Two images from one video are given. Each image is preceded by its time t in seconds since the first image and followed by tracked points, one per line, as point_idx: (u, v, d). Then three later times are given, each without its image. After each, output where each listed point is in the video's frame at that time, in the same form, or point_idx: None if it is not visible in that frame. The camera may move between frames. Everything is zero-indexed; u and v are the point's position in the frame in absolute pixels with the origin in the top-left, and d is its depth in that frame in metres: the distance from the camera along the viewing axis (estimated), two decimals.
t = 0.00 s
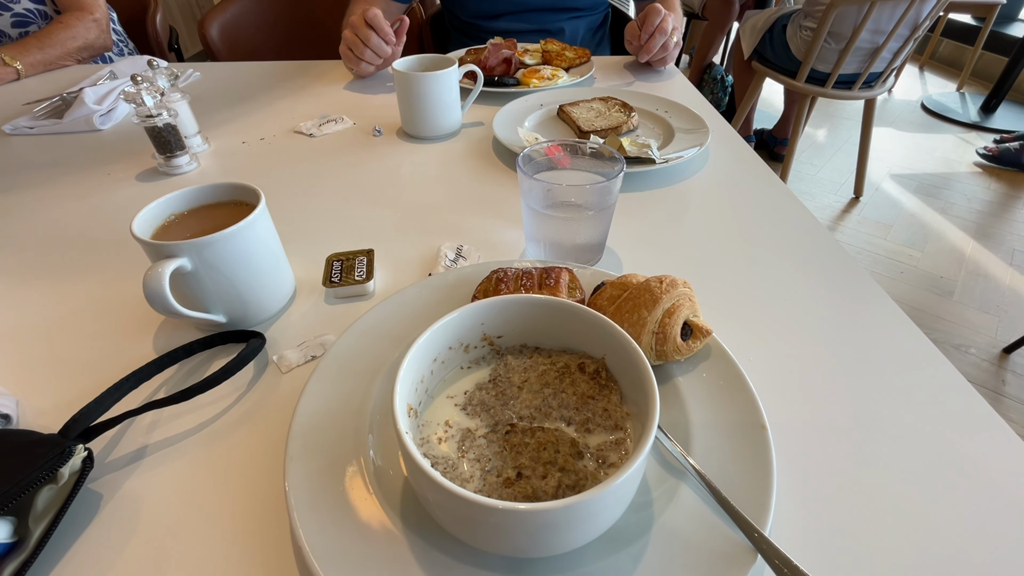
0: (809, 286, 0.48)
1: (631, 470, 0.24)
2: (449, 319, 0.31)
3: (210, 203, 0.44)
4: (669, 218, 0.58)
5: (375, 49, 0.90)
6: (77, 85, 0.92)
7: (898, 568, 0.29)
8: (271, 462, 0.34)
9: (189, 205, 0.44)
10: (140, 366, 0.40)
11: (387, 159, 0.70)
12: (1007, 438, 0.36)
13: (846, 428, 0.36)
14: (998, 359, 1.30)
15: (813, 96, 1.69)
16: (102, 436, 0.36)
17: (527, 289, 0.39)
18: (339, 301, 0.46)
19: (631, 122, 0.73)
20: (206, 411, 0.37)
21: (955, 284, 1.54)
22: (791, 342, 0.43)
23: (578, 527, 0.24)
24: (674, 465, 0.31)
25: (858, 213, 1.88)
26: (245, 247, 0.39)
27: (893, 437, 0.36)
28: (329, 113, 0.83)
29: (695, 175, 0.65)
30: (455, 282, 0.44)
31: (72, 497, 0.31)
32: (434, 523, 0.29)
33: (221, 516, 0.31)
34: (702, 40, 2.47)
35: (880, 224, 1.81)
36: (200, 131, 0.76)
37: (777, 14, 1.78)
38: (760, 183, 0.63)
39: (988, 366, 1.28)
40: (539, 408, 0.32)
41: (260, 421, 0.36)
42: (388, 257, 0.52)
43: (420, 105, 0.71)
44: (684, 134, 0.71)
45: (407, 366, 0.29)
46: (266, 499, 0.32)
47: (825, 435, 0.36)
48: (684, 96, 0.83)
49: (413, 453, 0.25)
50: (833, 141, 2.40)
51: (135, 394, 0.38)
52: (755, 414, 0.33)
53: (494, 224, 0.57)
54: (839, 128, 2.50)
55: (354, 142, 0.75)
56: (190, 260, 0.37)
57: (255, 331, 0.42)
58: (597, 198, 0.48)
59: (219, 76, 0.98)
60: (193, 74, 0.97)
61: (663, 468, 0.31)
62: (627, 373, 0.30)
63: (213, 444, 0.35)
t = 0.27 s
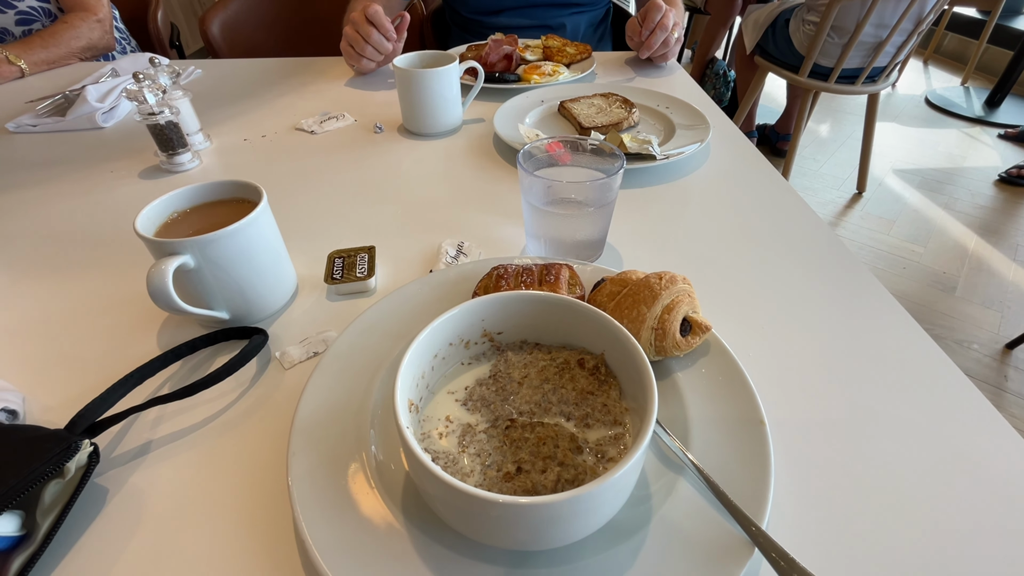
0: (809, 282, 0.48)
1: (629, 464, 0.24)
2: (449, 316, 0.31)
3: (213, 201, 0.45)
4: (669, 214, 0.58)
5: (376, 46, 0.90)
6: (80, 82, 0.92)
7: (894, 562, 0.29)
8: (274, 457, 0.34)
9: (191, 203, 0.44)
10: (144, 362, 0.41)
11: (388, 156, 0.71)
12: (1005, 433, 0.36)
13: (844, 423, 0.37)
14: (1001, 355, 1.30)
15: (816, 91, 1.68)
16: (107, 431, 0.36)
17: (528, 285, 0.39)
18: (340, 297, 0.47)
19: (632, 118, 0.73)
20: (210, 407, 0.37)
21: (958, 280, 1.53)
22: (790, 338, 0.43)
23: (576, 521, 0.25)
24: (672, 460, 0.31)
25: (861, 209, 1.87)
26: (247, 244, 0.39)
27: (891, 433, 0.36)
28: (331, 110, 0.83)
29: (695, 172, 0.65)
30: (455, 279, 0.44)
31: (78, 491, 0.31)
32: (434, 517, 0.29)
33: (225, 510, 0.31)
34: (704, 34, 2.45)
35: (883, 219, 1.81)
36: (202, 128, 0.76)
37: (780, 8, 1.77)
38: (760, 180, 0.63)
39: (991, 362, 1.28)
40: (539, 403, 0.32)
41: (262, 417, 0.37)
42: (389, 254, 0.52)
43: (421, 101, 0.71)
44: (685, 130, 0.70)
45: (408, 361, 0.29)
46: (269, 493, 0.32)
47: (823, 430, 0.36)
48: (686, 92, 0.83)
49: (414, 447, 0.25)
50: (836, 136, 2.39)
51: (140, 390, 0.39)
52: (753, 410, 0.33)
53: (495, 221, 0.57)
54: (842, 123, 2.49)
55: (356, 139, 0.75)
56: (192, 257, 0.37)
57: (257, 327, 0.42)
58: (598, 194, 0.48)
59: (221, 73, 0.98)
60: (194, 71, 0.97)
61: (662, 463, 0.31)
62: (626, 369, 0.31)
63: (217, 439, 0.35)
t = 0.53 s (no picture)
0: (809, 280, 0.48)
1: (628, 462, 0.24)
2: (450, 315, 0.32)
3: (214, 201, 0.45)
4: (670, 213, 0.58)
5: (376, 45, 0.90)
6: (82, 82, 0.92)
7: (894, 560, 0.29)
8: (276, 456, 0.34)
9: (193, 202, 0.44)
10: (147, 361, 0.41)
11: (389, 155, 0.71)
12: (1006, 432, 0.36)
13: (844, 421, 0.37)
14: (1004, 353, 1.29)
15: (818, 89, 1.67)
16: (110, 430, 0.36)
17: (528, 284, 0.39)
18: (341, 297, 0.47)
19: (633, 117, 0.73)
20: (212, 406, 0.38)
21: (962, 278, 1.53)
22: (791, 336, 0.43)
23: (576, 519, 0.25)
24: (672, 459, 0.31)
25: (864, 206, 1.87)
26: (248, 243, 0.40)
27: (891, 431, 0.36)
28: (332, 110, 0.83)
29: (696, 170, 0.64)
30: (456, 278, 0.44)
31: (82, 490, 0.31)
32: (435, 515, 0.29)
33: (227, 507, 0.31)
34: (706, 32, 2.45)
35: (886, 217, 1.80)
36: (204, 128, 0.76)
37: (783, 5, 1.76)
38: (762, 178, 0.62)
39: (994, 360, 1.28)
40: (539, 402, 0.32)
41: (264, 416, 0.37)
42: (390, 253, 0.52)
43: (422, 100, 0.71)
44: (686, 128, 0.70)
45: (408, 360, 0.29)
46: (271, 491, 0.32)
47: (823, 428, 0.36)
48: (687, 90, 0.83)
49: (414, 446, 0.25)
50: (839, 133, 2.38)
51: (142, 389, 0.39)
52: (754, 409, 0.33)
53: (496, 219, 0.57)
54: (845, 120, 2.48)
55: (357, 138, 0.75)
56: (194, 257, 0.37)
57: (259, 327, 0.43)
58: (598, 193, 0.48)
59: (222, 73, 0.99)
60: (196, 71, 0.97)
61: (661, 461, 0.31)
62: (626, 367, 0.31)
63: (219, 438, 0.35)
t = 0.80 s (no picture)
0: (811, 279, 0.48)
1: (629, 463, 0.24)
2: (451, 314, 0.32)
3: (217, 202, 0.45)
4: (672, 213, 0.58)
5: (379, 45, 0.90)
6: (86, 84, 0.93)
7: (896, 559, 0.29)
8: (279, 455, 0.34)
9: (196, 203, 0.44)
10: (150, 361, 0.41)
11: (391, 155, 0.71)
12: (1010, 432, 0.35)
13: (846, 420, 0.37)
14: (1009, 352, 1.29)
15: (820, 87, 1.67)
16: (114, 430, 0.36)
17: (529, 285, 0.39)
18: (343, 297, 0.47)
19: (635, 116, 0.73)
20: (215, 406, 0.38)
21: (966, 277, 1.52)
22: (793, 335, 0.43)
23: (577, 519, 0.25)
24: (674, 458, 0.31)
25: (867, 205, 1.86)
26: (251, 244, 0.40)
27: (894, 431, 0.36)
28: (334, 110, 0.83)
29: (698, 170, 0.64)
30: (457, 278, 0.44)
31: (86, 489, 0.31)
32: (437, 514, 0.29)
33: (230, 507, 0.32)
34: (708, 31, 2.44)
35: (890, 216, 1.79)
36: (207, 129, 0.77)
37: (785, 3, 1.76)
38: (764, 178, 0.62)
39: (999, 359, 1.27)
40: (540, 402, 0.32)
41: (266, 416, 0.37)
42: (392, 253, 0.52)
43: (424, 100, 0.71)
44: (688, 127, 0.70)
45: (410, 360, 0.29)
46: (273, 491, 0.32)
47: (825, 427, 0.36)
48: (689, 89, 0.83)
49: (415, 446, 0.25)
50: (842, 131, 2.37)
51: (147, 389, 0.39)
52: (756, 408, 0.33)
53: (497, 219, 0.57)
54: (848, 119, 2.47)
55: (359, 138, 0.75)
56: (197, 258, 0.38)
57: (262, 327, 0.43)
58: (599, 193, 0.48)
59: (225, 74, 0.99)
60: (199, 72, 0.97)
61: (663, 461, 0.31)
62: (627, 367, 0.31)
63: (222, 438, 0.36)
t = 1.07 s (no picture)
0: (813, 279, 0.48)
1: (630, 462, 0.24)
2: (453, 315, 0.32)
3: (220, 202, 0.45)
4: (674, 212, 0.58)
5: (381, 45, 0.90)
6: (90, 85, 0.93)
7: (899, 559, 0.29)
8: (282, 455, 0.34)
9: (200, 204, 0.44)
10: (154, 361, 0.41)
11: (393, 156, 0.71)
12: (1014, 431, 0.35)
13: (848, 420, 0.36)
14: (1014, 352, 1.28)
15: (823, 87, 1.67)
16: (118, 430, 0.37)
17: (531, 284, 0.39)
18: (346, 297, 0.47)
19: (637, 116, 0.73)
20: (218, 405, 0.38)
21: (970, 277, 1.51)
22: (795, 335, 0.43)
23: (578, 518, 0.25)
24: (676, 458, 0.31)
25: (871, 205, 1.85)
26: (254, 244, 0.40)
27: (897, 431, 0.36)
28: (337, 111, 0.84)
29: (700, 169, 0.64)
30: (459, 278, 0.44)
31: (91, 488, 0.32)
32: (439, 513, 0.29)
33: (233, 506, 0.32)
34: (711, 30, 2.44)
35: (893, 216, 1.79)
36: (210, 130, 0.77)
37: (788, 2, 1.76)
38: (766, 177, 0.62)
39: (1003, 359, 1.26)
40: (542, 402, 0.32)
41: (269, 415, 0.37)
42: (394, 253, 0.53)
43: (426, 101, 0.71)
44: (690, 127, 0.70)
45: (412, 361, 0.29)
46: (276, 490, 0.33)
47: (827, 427, 0.36)
48: (691, 89, 0.83)
49: (418, 445, 0.25)
50: (845, 131, 2.37)
51: (150, 389, 0.39)
52: (758, 408, 0.33)
53: (499, 219, 0.57)
54: (851, 118, 2.47)
55: (361, 139, 0.75)
56: (201, 258, 0.38)
57: (265, 327, 0.43)
58: (601, 193, 0.48)
59: (228, 75, 0.99)
60: (202, 74, 0.98)
61: (665, 460, 0.31)
62: (629, 367, 0.31)
63: (226, 437, 0.36)
